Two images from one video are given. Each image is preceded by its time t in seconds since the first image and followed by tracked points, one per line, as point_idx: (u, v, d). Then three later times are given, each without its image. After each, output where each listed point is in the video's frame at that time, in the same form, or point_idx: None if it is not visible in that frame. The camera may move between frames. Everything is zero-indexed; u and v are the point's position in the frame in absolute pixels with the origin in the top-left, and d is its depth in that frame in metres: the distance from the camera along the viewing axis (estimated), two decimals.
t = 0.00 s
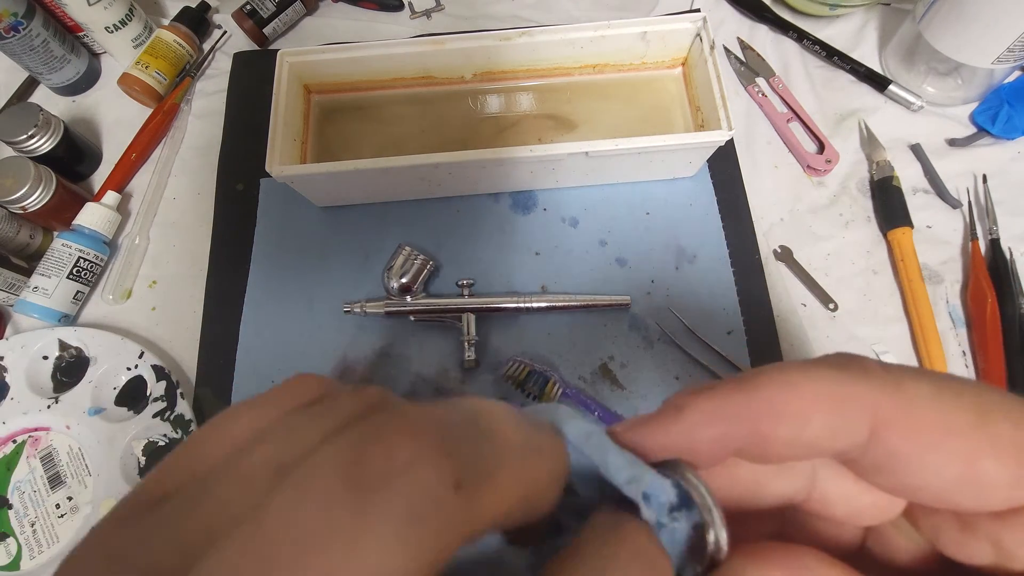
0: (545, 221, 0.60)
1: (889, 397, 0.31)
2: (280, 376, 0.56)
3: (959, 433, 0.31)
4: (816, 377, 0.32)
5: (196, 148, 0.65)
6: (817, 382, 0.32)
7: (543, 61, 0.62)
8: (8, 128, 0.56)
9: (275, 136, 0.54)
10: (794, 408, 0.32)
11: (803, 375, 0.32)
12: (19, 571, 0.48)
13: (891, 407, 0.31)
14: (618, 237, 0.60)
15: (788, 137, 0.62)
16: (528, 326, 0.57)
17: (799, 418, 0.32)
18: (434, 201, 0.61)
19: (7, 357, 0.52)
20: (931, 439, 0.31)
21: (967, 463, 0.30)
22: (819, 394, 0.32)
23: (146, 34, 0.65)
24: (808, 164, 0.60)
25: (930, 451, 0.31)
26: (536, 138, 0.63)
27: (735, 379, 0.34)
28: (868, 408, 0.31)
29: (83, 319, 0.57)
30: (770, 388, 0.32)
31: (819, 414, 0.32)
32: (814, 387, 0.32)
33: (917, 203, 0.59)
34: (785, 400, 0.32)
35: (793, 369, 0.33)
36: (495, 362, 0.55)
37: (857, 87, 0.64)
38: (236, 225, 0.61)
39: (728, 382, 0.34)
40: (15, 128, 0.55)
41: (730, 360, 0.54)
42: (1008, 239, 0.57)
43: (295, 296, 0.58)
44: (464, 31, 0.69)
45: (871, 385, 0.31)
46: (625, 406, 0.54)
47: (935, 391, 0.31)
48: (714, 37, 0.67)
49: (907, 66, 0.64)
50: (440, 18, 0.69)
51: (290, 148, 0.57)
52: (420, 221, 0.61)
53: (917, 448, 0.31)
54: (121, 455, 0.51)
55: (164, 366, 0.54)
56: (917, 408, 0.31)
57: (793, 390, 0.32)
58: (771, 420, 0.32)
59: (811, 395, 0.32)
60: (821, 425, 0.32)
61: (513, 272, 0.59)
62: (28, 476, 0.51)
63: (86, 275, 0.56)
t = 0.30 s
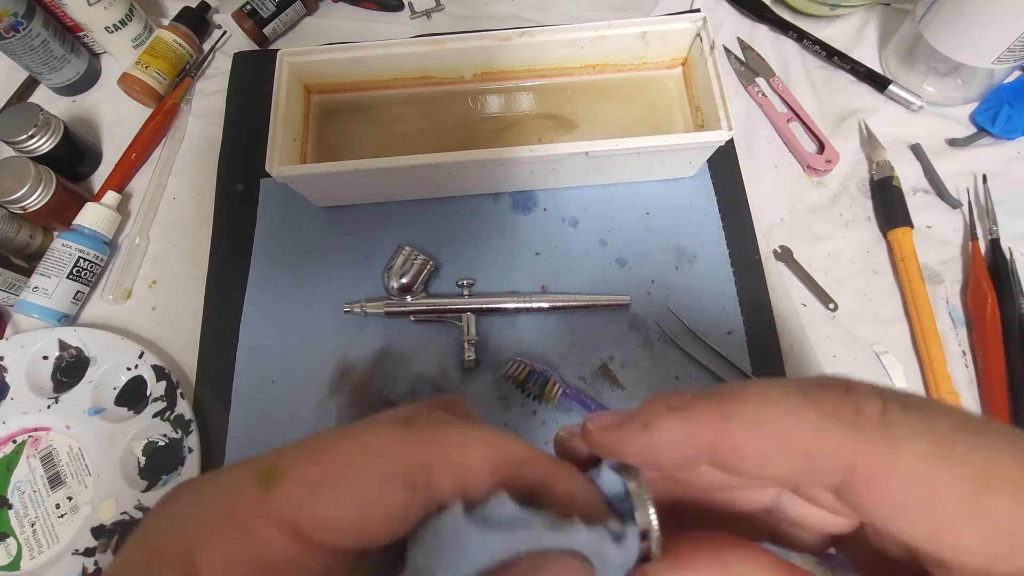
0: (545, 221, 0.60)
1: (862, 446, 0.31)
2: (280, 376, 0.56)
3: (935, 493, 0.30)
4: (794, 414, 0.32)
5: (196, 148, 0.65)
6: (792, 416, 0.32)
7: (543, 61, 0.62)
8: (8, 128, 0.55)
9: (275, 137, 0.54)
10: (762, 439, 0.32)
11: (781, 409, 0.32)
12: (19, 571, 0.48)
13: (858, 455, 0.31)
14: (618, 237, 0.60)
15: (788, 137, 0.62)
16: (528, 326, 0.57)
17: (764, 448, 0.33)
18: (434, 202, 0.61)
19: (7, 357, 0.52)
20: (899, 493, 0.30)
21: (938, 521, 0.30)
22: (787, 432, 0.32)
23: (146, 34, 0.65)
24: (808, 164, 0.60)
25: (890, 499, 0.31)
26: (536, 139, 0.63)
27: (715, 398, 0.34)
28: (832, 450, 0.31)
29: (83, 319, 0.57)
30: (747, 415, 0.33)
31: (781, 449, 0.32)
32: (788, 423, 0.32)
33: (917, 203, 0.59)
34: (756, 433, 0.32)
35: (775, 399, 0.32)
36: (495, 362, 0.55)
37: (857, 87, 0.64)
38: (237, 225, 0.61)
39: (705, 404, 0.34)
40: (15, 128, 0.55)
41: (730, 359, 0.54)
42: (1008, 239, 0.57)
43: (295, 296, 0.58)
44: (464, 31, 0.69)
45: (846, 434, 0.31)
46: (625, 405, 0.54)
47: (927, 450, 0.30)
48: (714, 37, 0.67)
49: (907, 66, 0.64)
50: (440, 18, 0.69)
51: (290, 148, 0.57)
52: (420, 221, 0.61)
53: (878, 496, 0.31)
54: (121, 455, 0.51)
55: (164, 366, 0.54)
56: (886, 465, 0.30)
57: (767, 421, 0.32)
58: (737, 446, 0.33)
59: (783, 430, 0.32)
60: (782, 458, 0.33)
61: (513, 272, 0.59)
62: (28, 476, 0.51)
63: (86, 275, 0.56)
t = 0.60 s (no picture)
0: (545, 221, 0.60)
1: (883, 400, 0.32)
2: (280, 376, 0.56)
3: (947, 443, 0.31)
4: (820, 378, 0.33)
5: (196, 148, 0.65)
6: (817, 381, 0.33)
7: (543, 61, 0.62)
8: (8, 128, 0.55)
9: (275, 136, 0.54)
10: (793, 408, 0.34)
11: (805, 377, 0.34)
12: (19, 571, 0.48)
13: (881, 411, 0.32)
14: (618, 237, 0.60)
15: (788, 137, 0.62)
16: (528, 326, 0.57)
17: (797, 417, 0.34)
18: (434, 202, 0.61)
19: (7, 357, 0.52)
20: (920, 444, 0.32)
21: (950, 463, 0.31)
22: (819, 395, 0.33)
23: (146, 34, 0.65)
24: (808, 164, 0.60)
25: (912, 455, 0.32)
26: (536, 138, 0.63)
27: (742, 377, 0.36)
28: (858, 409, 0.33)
29: (83, 319, 0.57)
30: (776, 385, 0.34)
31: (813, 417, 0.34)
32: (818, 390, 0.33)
33: (917, 203, 0.59)
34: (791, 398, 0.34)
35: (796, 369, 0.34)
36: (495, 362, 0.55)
37: (857, 87, 0.64)
38: (237, 225, 0.61)
39: (732, 377, 0.36)
40: (15, 128, 0.55)
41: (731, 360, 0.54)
42: (1008, 239, 0.57)
43: (295, 296, 0.58)
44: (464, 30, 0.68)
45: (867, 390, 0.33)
46: (625, 406, 0.54)
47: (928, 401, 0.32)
48: (714, 37, 0.67)
49: (907, 65, 0.64)
50: (440, 18, 0.69)
51: (290, 148, 0.57)
52: (420, 221, 0.61)
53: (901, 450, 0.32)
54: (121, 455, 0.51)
55: (164, 366, 0.54)
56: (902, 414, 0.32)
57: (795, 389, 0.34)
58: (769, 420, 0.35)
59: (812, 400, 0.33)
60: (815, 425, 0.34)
61: (513, 272, 0.59)
62: (28, 476, 0.51)
63: (86, 275, 0.56)
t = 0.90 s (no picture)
0: (545, 221, 0.60)
1: (903, 400, 0.24)
2: (280, 376, 0.56)
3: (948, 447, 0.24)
4: (915, 397, 0.24)
5: (196, 148, 0.65)
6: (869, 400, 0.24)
7: (543, 61, 0.62)
8: (8, 128, 0.55)
9: (275, 137, 0.54)
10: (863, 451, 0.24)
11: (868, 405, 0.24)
12: (20, 571, 0.48)
13: (894, 409, 0.24)
14: (618, 237, 0.60)
15: (788, 137, 0.61)
16: (528, 326, 0.57)
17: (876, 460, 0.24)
18: (434, 202, 0.61)
19: (7, 357, 0.52)
20: (873, 432, 0.24)
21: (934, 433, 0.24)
22: (886, 424, 0.24)
23: (146, 34, 0.65)
24: (808, 164, 0.60)
25: (965, 461, 0.24)
26: (536, 139, 0.63)
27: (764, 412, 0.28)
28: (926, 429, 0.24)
29: (83, 319, 0.57)
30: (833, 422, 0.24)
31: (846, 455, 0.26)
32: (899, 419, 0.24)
33: (917, 203, 0.59)
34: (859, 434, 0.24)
35: (836, 394, 0.25)
36: (495, 362, 0.55)
37: (857, 87, 0.64)
38: (237, 225, 0.61)
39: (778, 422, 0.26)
40: (15, 127, 0.55)
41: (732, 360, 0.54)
42: (1008, 239, 0.57)
43: (295, 296, 0.58)
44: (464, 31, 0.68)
45: (926, 399, 0.24)
46: (625, 406, 0.54)
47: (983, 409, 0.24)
48: (714, 37, 0.67)
49: (907, 66, 0.64)
50: (440, 18, 0.69)
51: (290, 148, 0.57)
52: (420, 221, 0.61)
53: (958, 463, 0.24)
54: (121, 455, 0.51)
55: (164, 366, 0.54)
56: (910, 408, 0.24)
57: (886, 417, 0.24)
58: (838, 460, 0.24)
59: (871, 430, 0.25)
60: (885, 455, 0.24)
61: (513, 272, 0.59)
62: (28, 476, 0.51)
63: (86, 275, 0.56)
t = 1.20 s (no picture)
0: (545, 221, 0.60)
1: None
2: (280, 375, 0.56)
3: None
4: None
5: (196, 148, 0.65)
6: None
7: (543, 61, 0.62)
8: (8, 128, 0.55)
9: (275, 137, 0.54)
10: None
11: None
12: (20, 571, 0.48)
13: None
14: (618, 237, 0.60)
15: (788, 137, 0.61)
16: (528, 327, 0.57)
17: None
18: (434, 202, 0.61)
19: (7, 357, 0.52)
20: None
21: None
22: None
23: (146, 34, 0.65)
24: (808, 164, 0.60)
25: None
26: (536, 139, 0.63)
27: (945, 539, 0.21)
28: None
29: (83, 319, 0.57)
30: None
31: None
32: None
33: (917, 203, 0.59)
34: None
35: None
36: (495, 362, 0.55)
37: (857, 87, 0.64)
38: (237, 226, 0.62)
39: None
40: (15, 128, 0.55)
41: (732, 360, 0.54)
42: (1008, 239, 0.57)
43: (295, 296, 0.58)
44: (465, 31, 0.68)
45: None
46: (626, 406, 0.54)
47: None
48: (714, 37, 0.67)
49: (907, 66, 0.64)
50: (440, 18, 0.69)
51: (290, 148, 0.57)
52: (420, 221, 0.61)
53: None
54: (121, 455, 0.51)
55: (164, 366, 0.54)
56: None
57: None
58: None
59: None
60: None
61: (513, 272, 0.59)
62: (28, 476, 0.51)
63: (86, 275, 0.56)
